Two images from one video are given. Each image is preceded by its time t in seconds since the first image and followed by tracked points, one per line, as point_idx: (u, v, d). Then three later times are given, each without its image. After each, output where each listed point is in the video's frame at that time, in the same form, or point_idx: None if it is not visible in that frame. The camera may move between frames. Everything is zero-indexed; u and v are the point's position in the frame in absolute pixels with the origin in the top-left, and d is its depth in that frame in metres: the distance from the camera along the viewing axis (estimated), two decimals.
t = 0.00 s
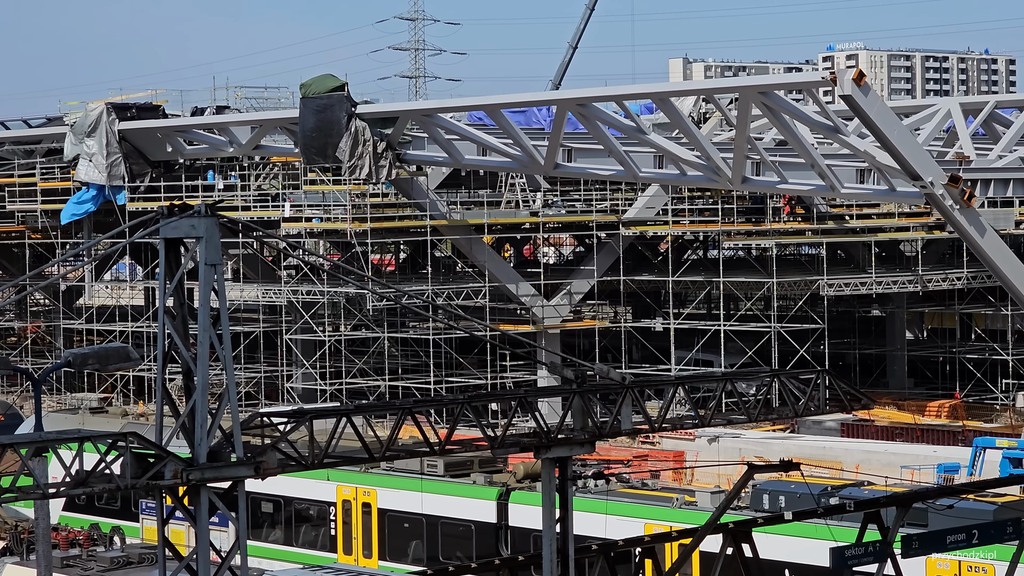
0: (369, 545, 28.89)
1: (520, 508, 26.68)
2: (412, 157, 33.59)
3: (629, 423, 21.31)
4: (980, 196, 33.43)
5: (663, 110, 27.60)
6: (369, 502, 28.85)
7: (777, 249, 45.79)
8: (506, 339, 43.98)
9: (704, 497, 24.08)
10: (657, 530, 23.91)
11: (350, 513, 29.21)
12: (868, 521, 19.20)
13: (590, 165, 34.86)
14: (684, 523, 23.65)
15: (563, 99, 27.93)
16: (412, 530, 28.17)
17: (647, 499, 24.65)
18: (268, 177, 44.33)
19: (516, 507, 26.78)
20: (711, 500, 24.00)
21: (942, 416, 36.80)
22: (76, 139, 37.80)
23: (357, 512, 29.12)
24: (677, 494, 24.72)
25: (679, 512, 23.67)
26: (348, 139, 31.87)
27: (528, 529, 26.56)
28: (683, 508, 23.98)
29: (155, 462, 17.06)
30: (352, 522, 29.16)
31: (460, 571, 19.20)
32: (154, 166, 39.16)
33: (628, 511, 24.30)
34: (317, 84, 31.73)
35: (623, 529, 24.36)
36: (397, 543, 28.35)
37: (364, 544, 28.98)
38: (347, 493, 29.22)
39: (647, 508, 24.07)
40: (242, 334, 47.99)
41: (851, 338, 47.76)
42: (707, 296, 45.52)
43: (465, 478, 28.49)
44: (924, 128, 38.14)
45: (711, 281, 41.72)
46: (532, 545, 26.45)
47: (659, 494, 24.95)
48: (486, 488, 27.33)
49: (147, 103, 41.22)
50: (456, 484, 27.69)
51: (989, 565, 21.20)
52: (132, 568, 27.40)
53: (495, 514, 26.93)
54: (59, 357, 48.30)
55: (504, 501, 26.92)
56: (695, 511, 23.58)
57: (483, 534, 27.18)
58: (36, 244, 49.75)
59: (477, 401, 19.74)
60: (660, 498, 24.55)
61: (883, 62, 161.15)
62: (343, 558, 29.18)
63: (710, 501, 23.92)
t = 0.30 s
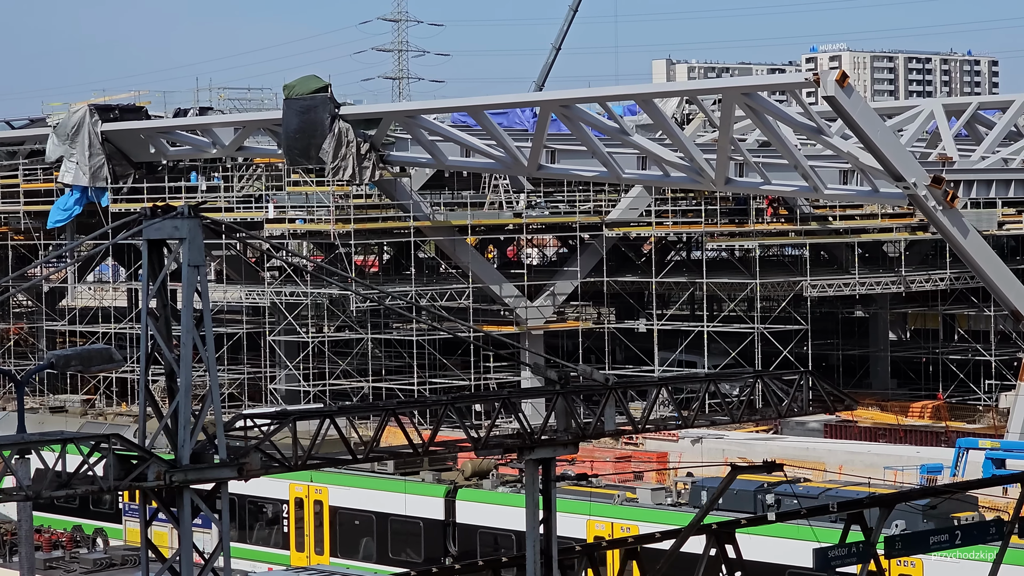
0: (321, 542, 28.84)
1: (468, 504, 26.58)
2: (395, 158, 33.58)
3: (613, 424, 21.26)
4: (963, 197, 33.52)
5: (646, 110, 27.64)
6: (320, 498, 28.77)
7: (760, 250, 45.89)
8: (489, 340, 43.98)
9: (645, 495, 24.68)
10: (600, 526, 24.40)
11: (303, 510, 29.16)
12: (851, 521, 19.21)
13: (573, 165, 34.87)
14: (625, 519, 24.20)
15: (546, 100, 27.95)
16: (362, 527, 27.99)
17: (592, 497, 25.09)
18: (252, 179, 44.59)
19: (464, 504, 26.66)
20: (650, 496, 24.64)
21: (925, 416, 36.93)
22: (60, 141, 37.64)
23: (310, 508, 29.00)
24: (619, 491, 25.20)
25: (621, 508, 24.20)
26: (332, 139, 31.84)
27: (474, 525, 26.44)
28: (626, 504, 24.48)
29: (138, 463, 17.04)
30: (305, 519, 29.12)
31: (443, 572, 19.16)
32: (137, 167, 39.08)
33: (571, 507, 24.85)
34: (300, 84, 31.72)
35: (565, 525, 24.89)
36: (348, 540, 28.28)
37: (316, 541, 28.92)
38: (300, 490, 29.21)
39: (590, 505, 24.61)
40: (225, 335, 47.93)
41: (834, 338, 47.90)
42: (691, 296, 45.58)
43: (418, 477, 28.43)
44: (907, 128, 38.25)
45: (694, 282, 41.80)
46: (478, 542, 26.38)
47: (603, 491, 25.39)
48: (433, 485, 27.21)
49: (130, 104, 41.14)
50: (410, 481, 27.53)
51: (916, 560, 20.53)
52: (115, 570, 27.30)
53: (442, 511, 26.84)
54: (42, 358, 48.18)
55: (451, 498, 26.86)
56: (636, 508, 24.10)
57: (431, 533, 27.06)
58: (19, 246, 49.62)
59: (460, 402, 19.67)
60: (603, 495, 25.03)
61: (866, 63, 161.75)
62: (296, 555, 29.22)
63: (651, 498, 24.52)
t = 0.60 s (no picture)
0: (275, 540, 28.83)
1: (418, 502, 26.59)
2: (381, 160, 33.57)
3: (599, 426, 21.24)
4: (948, 199, 33.62)
5: (632, 112, 27.69)
6: (274, 497, 28.84)
7: (745, 252, 45.97)
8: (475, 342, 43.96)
9: (588, 493, 25.53)
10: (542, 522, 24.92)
11: (259, 509, 29.22)
12: (837, 523, 19.19)
13: (559, 168, 34.88)
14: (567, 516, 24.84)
15: (531, 102, 27.97)
16: (316, 525, 28.17)
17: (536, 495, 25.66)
18: (237, 181, 44.56)
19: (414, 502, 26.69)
20: (594, 494, 25.61)
21: (910, 418, 37.02)
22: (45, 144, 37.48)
23: (265, 507, 29.09)
24: (562, 491, 26.01)
25: (561, 504, 24.86)
26: (318, 142, 31.86)
27: (424, 523, 26.50)
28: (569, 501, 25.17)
29: (123, 465, 17.01)
30: (260, 519, 29.19)
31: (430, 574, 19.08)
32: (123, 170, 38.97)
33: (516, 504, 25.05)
34: (286, 86, 31.71)
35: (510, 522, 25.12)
36: (302, 538, 28.37)
37: (270, 539, 28.98)
38: (255, 489, 29.31)
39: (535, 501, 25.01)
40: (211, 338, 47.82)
41: (820, 340, 47.99)
42: (677, 298, 45.63)
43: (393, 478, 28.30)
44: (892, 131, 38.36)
45: (680, 284, 41.83)
46: (428, 540, 26.45)
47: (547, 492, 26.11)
48: (383, 483, 27.21)
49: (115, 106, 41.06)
50: (365, 480, 27.49)
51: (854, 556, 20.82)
52: (100, 572, 27.13)
53: (393, 510, 26.85)
54: (27, 360, 47.98)
55: (402, 496, 26.91)
56: (578, 505, 24.74)
57: (381, 531, 27.07)
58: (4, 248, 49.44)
59: (446, 404, 19.64)
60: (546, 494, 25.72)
61: (851, 66, 162.20)
62: (251, 553, 29.28)
63: (594, 497, 25.51)
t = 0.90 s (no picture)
0: (235, 538, 29.42)
1: (374, 499, 27.14)
2: (370, 160, 33.56)
3: (587, 427, 21.25)
4: (936, 199, 33.68)
5: (620, 113, 27.70)
6: (234, 496, 29.42)
7: (734, 252, 46.10)
8: (463, 343, 44.02)
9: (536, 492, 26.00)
10: (494, 519, 25.00)
11: (219, 507, 29.81)
12: (825, 524, 19.21)
13: (548, 169, 34.90)
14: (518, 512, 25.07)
15: (520, 103, 27.97)
16: (273, 522, 28.71)
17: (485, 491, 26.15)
18: (225, 181, 44.51)
19: (368, 499, 27.23)
20: (543, 492, 26.08)
21: (898, 418, 37.16)
22: (33, 144, 37.42)
23: (224, 505, 29.68)
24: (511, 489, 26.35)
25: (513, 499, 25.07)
26: (306, 143, 31.83)
27: (378, 519, 27.11)
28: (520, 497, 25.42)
29: (112, 466, 17.00)
30: (220, 519, 29.77)
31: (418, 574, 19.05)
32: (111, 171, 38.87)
33: (466, 501, 25.48)
34: (274, 87, 31.67)
35: (460, 518, 25.58)
36: (260, 535, 28.90)
37: (229, 537, 29.57)
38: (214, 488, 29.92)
39: (486, 498, 25.22)
40: (199, 338, 47.80)
41: (808, 341, 48.12)
42: (665, 299, 45.69)
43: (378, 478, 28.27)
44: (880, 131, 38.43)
45: (669, 284, 41.88)
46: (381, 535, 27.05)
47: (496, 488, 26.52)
48: (340, 480, 27.81)
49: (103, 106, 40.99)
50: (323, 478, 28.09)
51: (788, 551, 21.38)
52: (89, 573, 27.04)
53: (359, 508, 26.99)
54: (15, 361, 47.86)
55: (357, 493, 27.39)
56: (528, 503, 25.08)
57: (337, 528, 27.61)
58: None
59: (434, 405, 19.63)
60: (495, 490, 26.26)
61: (839, 66, 162.60)
62: (211, 550, 29.88)
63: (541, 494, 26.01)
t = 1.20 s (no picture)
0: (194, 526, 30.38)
1: (330, 491, 28.04)
2: (361, 157, 33.51)
3: (578, 424, 21.23)
4: (927, 196, 33.69)
5: (612, 110, 27.69)
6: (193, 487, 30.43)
7: (725, 249, 46.18)
8: (454, 340, 44.03)
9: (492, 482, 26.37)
10: (448, 511, 25.91)
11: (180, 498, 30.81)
12: (816, 520, 19.14)
13: (539, 165, 34.90)
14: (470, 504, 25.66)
15: (512, 99, 27.92)
16: (234, 515, 29.78)
17: (439, 484, 27.10)
18: (216, 178, 44.45)
19: (325, 491, 28.12)
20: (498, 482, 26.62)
21: (889, 415, 37.24)
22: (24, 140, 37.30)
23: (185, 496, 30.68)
24: (467, 479, 26.88)
25: (465, 492, 25.72)
26: (297, 139, 31.69)
27: (335, 512, 27.92)
28: (473, 490, 26.13)
29: (102, 463, 16.94)
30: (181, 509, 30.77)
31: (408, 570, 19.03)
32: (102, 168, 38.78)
33: (421, 493, 26.42)
34: (265, 84, 31.64)
35: (414, 510, 26.53)
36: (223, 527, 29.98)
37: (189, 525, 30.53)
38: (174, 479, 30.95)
39: (440, 490, 26.20)
40: (190, 335, 47.80)
41: (800, 337, 48.20)
42: (657, 295, 45.74)
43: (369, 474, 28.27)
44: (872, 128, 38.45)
45: (660, 281, 41.88)
46: (338, 528, 27.83)
47: (450, 478, 27.36)
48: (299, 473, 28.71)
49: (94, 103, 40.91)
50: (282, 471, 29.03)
51: (731, 540, 22.13)
52: (79, 570, 26.98)
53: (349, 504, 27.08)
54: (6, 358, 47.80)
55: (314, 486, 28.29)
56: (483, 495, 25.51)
57: (296, 520, 28.60)
58: None
59: (425, 402, 19.61)
60: (451, 481, 27.08)
61: (830, 63, 162.81)
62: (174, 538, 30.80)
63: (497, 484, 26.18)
